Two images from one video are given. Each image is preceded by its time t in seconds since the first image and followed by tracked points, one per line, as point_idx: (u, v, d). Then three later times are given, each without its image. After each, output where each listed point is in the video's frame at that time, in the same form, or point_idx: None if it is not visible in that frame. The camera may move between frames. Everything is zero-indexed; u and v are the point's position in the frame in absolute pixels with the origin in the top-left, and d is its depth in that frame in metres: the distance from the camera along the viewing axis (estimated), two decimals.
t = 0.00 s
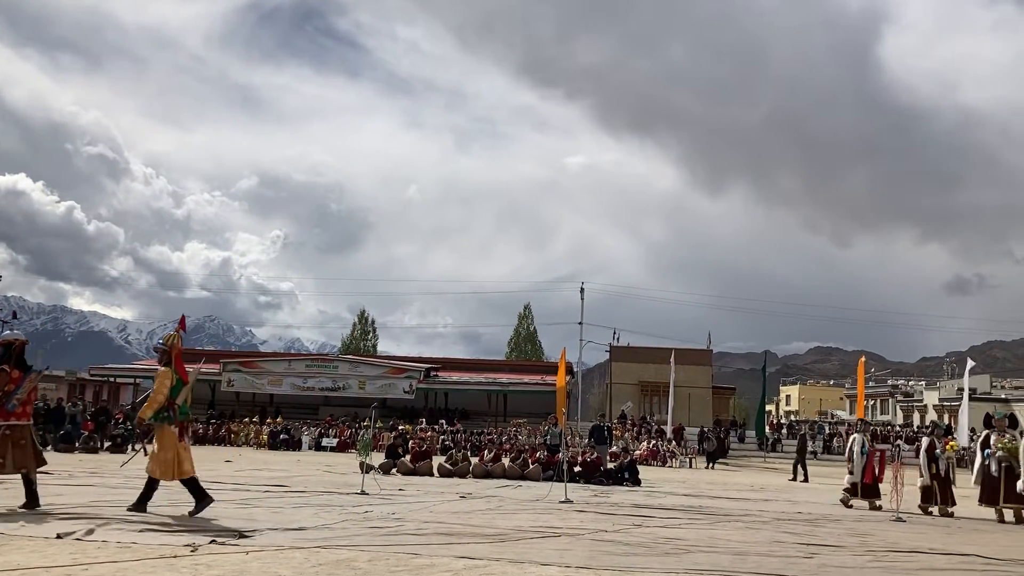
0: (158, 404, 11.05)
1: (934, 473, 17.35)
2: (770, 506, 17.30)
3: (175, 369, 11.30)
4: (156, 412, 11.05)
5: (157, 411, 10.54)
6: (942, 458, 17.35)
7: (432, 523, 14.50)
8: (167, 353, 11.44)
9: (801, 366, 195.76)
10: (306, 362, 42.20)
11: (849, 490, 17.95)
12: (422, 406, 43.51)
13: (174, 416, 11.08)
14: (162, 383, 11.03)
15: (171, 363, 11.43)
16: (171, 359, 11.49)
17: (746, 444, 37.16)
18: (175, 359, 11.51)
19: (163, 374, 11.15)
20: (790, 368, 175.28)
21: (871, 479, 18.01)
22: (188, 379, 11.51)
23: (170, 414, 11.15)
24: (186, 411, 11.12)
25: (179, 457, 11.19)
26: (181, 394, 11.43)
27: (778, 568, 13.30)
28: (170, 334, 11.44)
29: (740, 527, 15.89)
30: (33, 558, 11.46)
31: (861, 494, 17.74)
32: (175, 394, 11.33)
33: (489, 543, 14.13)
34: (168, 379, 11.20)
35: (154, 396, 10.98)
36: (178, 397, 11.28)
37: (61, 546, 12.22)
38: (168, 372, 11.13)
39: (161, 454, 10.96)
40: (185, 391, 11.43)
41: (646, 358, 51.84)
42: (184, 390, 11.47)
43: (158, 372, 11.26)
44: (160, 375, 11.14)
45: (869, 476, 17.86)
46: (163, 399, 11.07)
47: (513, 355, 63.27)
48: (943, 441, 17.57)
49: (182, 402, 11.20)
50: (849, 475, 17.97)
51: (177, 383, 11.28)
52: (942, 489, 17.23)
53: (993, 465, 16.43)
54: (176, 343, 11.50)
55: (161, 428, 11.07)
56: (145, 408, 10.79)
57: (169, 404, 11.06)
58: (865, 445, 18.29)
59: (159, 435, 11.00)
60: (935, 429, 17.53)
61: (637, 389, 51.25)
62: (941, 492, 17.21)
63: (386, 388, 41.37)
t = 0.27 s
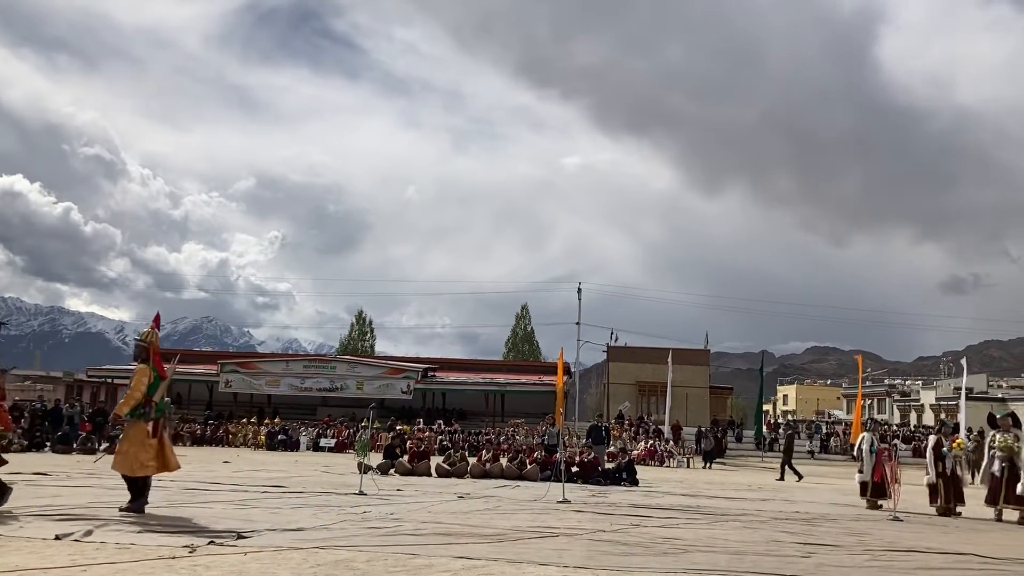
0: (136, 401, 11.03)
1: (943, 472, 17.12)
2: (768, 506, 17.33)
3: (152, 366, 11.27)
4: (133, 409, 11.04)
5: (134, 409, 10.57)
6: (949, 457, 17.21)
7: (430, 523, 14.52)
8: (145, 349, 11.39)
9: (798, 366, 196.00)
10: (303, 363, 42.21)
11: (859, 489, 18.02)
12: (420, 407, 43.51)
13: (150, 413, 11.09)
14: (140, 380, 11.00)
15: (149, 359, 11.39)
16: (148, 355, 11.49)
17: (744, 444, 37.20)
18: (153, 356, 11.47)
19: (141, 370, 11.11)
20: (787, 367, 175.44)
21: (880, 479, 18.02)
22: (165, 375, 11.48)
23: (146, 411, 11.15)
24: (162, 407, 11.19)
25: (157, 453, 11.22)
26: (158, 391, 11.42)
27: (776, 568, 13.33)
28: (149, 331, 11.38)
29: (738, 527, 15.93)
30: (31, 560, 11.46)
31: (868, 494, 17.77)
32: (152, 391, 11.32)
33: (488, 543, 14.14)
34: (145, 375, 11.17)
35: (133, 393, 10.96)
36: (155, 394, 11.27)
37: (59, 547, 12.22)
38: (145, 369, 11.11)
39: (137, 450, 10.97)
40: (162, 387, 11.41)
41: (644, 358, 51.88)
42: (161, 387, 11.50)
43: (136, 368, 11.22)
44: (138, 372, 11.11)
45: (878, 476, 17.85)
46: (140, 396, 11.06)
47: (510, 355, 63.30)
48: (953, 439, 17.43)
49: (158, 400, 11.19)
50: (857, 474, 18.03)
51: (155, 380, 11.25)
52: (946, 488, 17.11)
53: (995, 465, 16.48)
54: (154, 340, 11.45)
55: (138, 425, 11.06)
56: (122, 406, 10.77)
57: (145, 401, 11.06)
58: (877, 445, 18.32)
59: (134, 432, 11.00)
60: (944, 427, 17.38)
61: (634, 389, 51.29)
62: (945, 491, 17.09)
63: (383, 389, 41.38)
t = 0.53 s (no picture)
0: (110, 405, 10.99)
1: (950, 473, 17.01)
2: (766, 506, 17.34)
3: (126, 369, 11.20)
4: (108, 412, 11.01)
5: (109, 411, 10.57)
6: (958, 458, 17.06)
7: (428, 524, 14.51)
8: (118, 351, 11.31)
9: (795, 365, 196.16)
10: (301, 363, 42.18)
11: (869, 491, 18.02)
12: (418, 407, 43.51)
13: (125, 416, 11.08)
14: (113, 383, 10.95)
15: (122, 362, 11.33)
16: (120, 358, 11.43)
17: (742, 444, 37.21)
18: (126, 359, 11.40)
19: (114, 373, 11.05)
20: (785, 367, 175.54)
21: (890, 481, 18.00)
22: (139, 377, 11.44)
23: (121, 414, 11.12)
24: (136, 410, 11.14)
25: (137, 455, 11.25)
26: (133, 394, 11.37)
27: (774, 568, 13.34)
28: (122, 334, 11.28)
29: (737, 527, 15.93)
30: (29, 562, 11.44)
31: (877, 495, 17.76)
32: (127, 394, 11.29)
33: (487, 544, 14.14)
34: (120, 378, 11.11)
35: (107, 396, 10.90)
36: (129, 397, 11.23)
37: (57, 549, 12.20)
38: (119, 373, 11.05)
39: (113, 454, 10.99)
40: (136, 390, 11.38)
41: (642, 358, 51.90)
42: (136, 389, 11.46)
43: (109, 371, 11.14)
44: (112, 375, 11.04)
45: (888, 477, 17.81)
46: (115, 400, 11.01)
47: (508, 355, 63.30)
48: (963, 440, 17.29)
49: (133, 403, 11.17)
50: (867, 476, 18.05)
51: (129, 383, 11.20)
52: (953, 490, 16.94)
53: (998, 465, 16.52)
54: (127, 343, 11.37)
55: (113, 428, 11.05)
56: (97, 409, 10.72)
57: (120, 405, 11.02)
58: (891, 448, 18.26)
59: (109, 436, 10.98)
60: (951, 427, 17.31)
61: (632, 389, 51.31)
62: (952, 493, 16.94)
63: (381, 389, 41.36)
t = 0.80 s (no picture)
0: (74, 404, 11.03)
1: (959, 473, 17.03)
2: (764, 506, 17.37)
3: (91, 369, 11.25)
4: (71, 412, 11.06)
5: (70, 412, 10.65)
6: (966, 457, 17.04)
7: (425, 524, 14.51)
8: (86, 351, 11.35)
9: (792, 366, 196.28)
10: (298, 364, 42.16)
11: (879, 491, 18.04)
12: (415, 408, 43.52)
13: (88, 417, 11.14)
14: (77, 384, 10.99)
15: (89, 361, 11.36)
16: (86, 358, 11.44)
17: (739, 444, 37.23)
18: (93, 358, 11.44)
19: (79, 373, 11.09)
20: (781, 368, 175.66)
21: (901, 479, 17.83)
22: (106, 378, 11.49)
23: (84, 414, 11.16)
24: (100, 412, 11.23)
25: (98, 455, 11.35)
26: (98, 395, 11.43)
27: (771, 568, 13.36)
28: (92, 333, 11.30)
29: (734, 527, 15.97)
30: (28, 562, 11.43)
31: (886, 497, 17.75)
32: (91, 394, 11.35)
33: (485, 544, 14.16)
34: (84, 379, 11.14)
35: (70, 396, 10.95)
36: (94, 398, 11.30)
37: (56, 550, 12.18)
38: (84, 373, 11.10)
39: (75, 455, 11.05)
40: (101, 391, 11.43)
41: (638, 358, 51.93)
42: (101, 390, 11.51)
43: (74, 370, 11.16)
44: (77, 374, 11.07)
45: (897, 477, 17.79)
46: (79, 400, 11.05)
47: (506, 356, 63.31)
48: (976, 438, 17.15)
49: (97, 404, 11.23)
50: (877, 475, 18.08)
51: (93, 384, 11.25)
52: (962, 489, 16.96)
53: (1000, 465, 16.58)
54: (95, 343, 11.40)
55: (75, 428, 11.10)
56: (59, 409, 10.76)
57: (83, 405, 11.08)
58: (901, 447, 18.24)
59: (73, 436, 11.05)
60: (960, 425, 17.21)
61: (629, 389, 51.34)
62: (960, 491, 16.95)
63: (378, 390, 41.36)
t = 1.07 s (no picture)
0: (41, 401, 11.09)
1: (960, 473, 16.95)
2: (758, 506, 17.38)
3: (59, 366, 11.30)
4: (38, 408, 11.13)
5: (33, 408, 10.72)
6: (965, 457, 17.07)
7: (419, 525, 14.47)
8: (57, 348, 11.42)
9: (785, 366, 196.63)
10: (291, 364, 42.06)
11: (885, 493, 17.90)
12: (409, 408, 43.48)
13: (54, 415, 11.19)
14: (43, 380, 11.05)
15: (57, 358, 11.42)
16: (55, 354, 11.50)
17: (733, 444, 37.26)
18: (62, 355, 11.51)
19: (47, 369, 11.15)
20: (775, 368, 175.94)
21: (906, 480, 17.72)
22: (75, 374, 11.54)
23: (50, 411, 11.21)
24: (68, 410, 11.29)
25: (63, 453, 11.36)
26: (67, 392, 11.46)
27: (766, 568, 13.37)
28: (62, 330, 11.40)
29: (729, 527, 15.97)
30: (20, 563, 11.37)
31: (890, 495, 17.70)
32: (60, 391, 11.40)
33: (479, 544, 14.14)
34: (51, 375, 11.20)
35: (37, 393, 10.99)
36: (62, 395, 11.34)
37: (48, 550, 12.12)
38: (52, 370, 11.17)
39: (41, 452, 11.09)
40: (71, 388, 11.48)
41: (633, 358, 51.93)
42: (71, 387, 11.56)
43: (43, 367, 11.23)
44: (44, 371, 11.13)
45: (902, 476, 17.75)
46: (45, 396, 11.11)
47: (500, 356, 63.28)
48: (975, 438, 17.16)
49: (65, 402, 11.28)
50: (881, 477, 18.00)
51: (60, 381, 11.31)
52: (963, 490, 16.83)
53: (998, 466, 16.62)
54: (65, 340, 11.47)
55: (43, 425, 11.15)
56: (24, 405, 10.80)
57: (49, 402, 11.13)
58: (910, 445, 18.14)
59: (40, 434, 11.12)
60: (957, 425, 17.29)
61: (624, 389, 51.36)
62: (962, 492, 16.82)
63: (371, 390, 41.28)
